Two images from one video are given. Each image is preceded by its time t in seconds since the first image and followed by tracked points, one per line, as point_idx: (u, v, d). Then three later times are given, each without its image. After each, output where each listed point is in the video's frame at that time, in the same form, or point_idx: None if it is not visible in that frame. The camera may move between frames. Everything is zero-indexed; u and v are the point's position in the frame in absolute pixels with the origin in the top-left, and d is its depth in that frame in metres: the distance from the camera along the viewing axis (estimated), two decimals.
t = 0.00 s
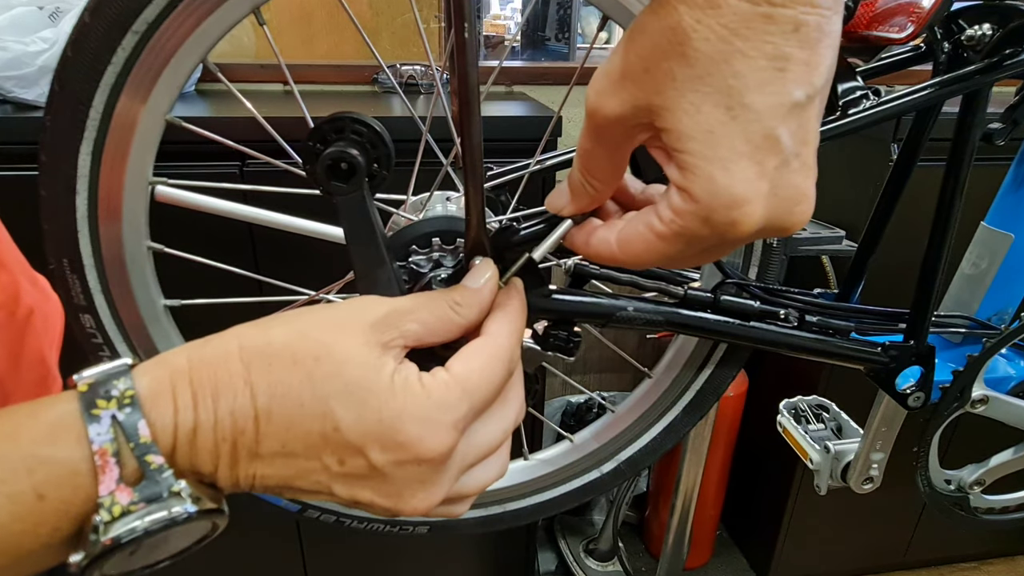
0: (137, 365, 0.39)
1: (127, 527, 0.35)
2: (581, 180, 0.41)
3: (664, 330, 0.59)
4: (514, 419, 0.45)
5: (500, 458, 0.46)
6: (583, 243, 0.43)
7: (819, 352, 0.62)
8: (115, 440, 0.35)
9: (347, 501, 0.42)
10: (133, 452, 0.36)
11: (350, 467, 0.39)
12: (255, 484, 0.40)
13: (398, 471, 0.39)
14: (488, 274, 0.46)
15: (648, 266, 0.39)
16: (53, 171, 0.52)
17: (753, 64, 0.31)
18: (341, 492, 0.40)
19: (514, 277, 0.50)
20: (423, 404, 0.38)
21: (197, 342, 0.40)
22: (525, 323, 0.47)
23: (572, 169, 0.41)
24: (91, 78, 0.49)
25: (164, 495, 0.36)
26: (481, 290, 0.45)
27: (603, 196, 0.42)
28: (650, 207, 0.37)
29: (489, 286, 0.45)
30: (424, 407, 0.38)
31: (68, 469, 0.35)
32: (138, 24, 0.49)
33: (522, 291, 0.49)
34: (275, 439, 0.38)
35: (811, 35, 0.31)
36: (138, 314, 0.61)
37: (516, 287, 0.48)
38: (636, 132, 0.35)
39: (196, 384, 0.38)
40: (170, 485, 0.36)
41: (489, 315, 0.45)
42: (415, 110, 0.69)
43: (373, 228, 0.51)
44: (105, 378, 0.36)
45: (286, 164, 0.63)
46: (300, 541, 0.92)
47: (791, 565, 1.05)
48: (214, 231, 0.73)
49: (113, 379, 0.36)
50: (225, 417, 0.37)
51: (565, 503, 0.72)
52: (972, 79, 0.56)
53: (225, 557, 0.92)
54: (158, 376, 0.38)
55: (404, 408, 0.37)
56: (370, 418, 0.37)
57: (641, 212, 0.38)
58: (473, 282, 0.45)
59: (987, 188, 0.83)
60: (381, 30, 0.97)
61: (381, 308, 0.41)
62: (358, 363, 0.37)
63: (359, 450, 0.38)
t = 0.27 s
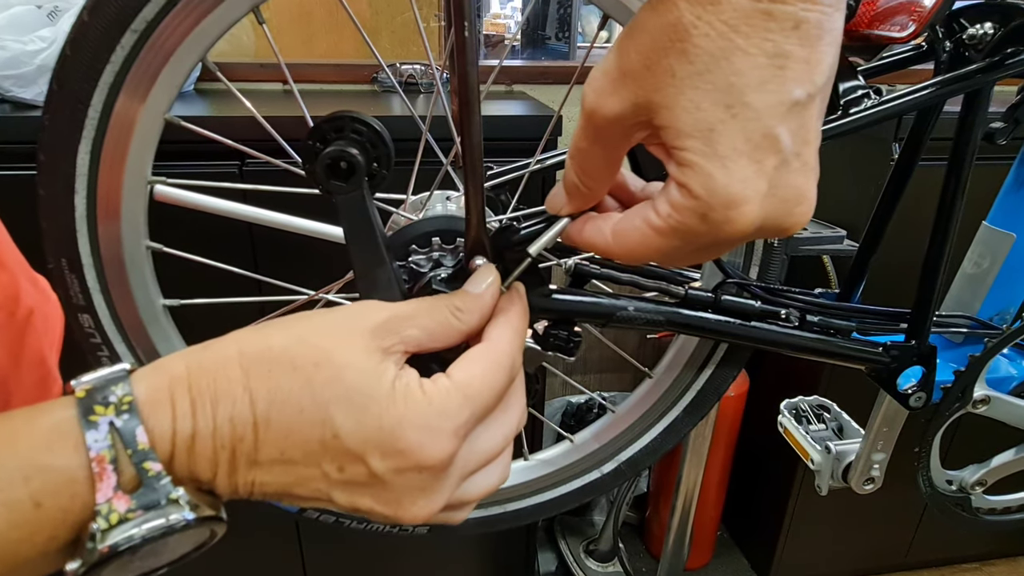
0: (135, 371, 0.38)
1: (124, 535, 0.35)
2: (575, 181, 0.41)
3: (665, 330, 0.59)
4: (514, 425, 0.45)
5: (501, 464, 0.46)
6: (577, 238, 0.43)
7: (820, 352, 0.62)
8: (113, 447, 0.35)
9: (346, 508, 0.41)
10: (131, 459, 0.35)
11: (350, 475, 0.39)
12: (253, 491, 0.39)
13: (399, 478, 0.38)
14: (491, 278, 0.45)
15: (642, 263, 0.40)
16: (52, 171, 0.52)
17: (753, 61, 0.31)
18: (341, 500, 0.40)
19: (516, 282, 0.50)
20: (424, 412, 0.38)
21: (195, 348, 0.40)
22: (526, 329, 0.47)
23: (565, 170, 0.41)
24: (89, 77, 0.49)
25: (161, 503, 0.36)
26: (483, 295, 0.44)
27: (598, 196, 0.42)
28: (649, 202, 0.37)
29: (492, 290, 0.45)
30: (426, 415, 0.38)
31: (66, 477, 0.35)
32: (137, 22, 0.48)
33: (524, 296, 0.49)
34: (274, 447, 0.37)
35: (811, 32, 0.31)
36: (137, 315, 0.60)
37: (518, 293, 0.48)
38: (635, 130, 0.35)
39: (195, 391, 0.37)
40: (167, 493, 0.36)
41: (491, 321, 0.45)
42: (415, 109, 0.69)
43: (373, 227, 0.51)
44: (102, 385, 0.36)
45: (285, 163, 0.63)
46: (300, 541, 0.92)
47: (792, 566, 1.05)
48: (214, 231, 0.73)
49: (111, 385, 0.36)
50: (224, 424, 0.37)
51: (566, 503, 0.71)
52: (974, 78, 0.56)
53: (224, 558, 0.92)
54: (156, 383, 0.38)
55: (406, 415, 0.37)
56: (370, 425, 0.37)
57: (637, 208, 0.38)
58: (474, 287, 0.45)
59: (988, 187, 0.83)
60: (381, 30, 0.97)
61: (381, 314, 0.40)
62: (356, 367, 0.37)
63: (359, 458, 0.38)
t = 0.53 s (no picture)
0: (136, 368, 0.38)
1: (126, 531, 0.35)
2: (573, 181, 0.41)
3: (665, 329, 0.59)
4: (514, 422, 0.44)
5: (502, 460, 0.46)
6: (577, 236, 0.44)
7: (822, 352, 0.62)
8: (114, 443, 0.35)
9: (347, 505, 0.41)
10: (132, 454, 0.35)
11: (351, 471, 0.38)
12: (255, 487, 0.39)
13: (400, 474, 0.38)
14: (490, 276, 0.45)
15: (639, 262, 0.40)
16: (51, 169, 0.52)
17: (754, 60, 0.30)
18: (341, 495, 0.40)
19: (514, 278, 0.50)
20: (424, 409, 0.37)
21: (194, 345, 0.40)
22: (526, 326, 0.47)
23: (563, 170, 0.41)
24: (88, 76, 0.49)
25: (163, 498, 0.36)
26: (483, 292, 0.44)
27: (597, 196, 0.42)
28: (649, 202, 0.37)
29: (491, 288, 0.45)
30: (426, 412, 0.37)
31: (67, 473, 0.35)
32: (137, 20, 0.48)
33: (524, 293, 0.49)
34: (275, 442, 0.37)
35: (813, 31, 0.31)
36: (136, 314, 0.60)
37: (516, 290, 0.48)
38: (635, 129, 0.35)
39: (196, 387, 0.37)
40: (169, 488, 0.36)
41: (491, 318, 0.45)
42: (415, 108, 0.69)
43: (372, 227, 0.50)
44: (104, 381, 0.36)
45: (285, 163, 0.63)
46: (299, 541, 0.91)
47: (793, 567, 1.05)
48: (213, 230, 0.73)
49: (112, 382, 0.36)
50: (225, 420, 0.37)
51: (567, 503, 0.71)
52: (975, 77, 0.56)
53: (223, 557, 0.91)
54: (157, 379, 0.38)
55: (405, 413, 0.37)
56: (371, 422, 0.37)
57: (638, 206, 0.38)
58: (473, 285, 0.44)
59: (990, 187, 0.82)
60: (380, 29, 0.97)
61: (380, 311, 0.40)
62: (356, 364, 0.37)
63: (360, 454, 0.37)
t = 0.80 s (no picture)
0: (134, 365, 0.38)
1: (125, 526, 0.34)
2: (569, 183, 0.41)
3: (666, 330, 0.59)
4: (515, 418, 0.44)
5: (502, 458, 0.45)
6: (574, 237, 0.43)
7: (823, 351, 0.62)
8: (113, 438, 0.35)
9: (346, 502, 0.41)
10: (131, 450, 0.35)
11: (350, 468, 0.38)
12: (253, 484, 0.39)
13: (399, 472, 0.38)
14: (491, 274, 0.45)
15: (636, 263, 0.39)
16: (50, 168, 0.51)
17: (748, 63, 0.30)
18: (340, 492, 0.40)
19: (515, 279, 0.50)
20: (424, 405, 0.37)
21: (195, 341, 0.40)
22: (527, 325, 0.46)
23: (558, 170, 0.41)
24: (86, 75, 0.49)
25: (162, 494, 0.36)
26: (484, 290, 0.44)
27: (594, 197, 0.42)
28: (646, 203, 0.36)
29: (492, 286, 0.45)
30: (426, 408, 0.37)
31: (67, 469, 0.35)
32: (134, 20, 0.48)
33: (524, 293, 0.49)
34: (273, 439, 0.37)
35: (807, 34, 0.31)
36: (134, 314, 0.60)
37: (517, 289, 0.47)
38: (630, 133, 0.35)
39: (195, 383, 0.37)
40: (168, 484, 0.36)
41: (490, 317, 0.44)
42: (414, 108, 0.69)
43: (371, 226, 0.50)
44: (103, 376, 0.36)
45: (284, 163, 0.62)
46: (299, 541, 0.91)
47: (794, 567, 1.05)
48: (212, 230, 0.72)
49: (110, 377, 0.36)
50: (224, 416, 0.37)
51: (566, 504, 0.71)
52: (976, 76, 0.56)
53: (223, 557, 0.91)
54: (156, 375, 0.38)
55: (404, 408, 0.37)
56: (370, 417, 0.36)
57: (637, 207, 0.38)
58: (473, 282, 0.44)
59: (991, 186, 0.82)
60: (380, 27, 0.96)
61: (380, 306, 0.40)
62: (355, 361, 0.37)
63: (359, 451, 0.37)
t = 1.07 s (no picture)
0: (136, 352, 0.38)
1: (125, 508, 0.34)
2: (560, 183, 0.40)
3: (667, 330, 0.59)
4: (516, 412, 0.44)
5: (500, 456, 0.45)
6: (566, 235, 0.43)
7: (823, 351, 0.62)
8: (112, 419, 0.35)
9: (345, 490, 0.40)
10: (130, 431, 0.35)
11: (350, 450, 0.38)
12: (252, 471, 0.39)
13: (399, 451, 0.37)
14: (495, 274, 0.45)
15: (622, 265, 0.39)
16: (48, 168, 0.51)
17: (727, 64, 0.30)
18: (340, 478, 0.39)
19: (519, 280, 0.49)
20: (426, 384, 0.37)
21: (196, 329, 0.40)
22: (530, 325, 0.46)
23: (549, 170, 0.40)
24: (85, 73, 0.49)
25: (162, 476, 0.35)
26: (488, 285, 0.44)
27: (584, 196, 0.41)
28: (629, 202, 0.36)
29: (497, 283, 0.45)
30: (427, 386, 0.37)
31: (66, 449, 0.35)
32: (133, 19, 0.48)
33: (526, 295, 0.48)
34: (273, 422, 0.37)
35: (787, 35, 0.30)
36: (133, 313, 0.60)
37: (521, 289, 0.47)
38: (614, 135, 0.36)
39: (195, 367, 0.37)
40: (168, 465, 0.36)
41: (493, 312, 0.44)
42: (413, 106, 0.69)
43: (371, 225, 0.50)
44: (102, 363, 0.36)
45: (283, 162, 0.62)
46: (299, 541, 0.91)
47: (795, 568, 1.05)
48: (210, 228, 0.72)
49: (110, 363, 0.36)
50: (224, 399, 0.36)
51: (566, 504, 0.71)
52: (977, 75, 0.55)
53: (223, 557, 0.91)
54: (157, 361, 0.38)
55: (406, 385, 0.37)
56: (370, 397, 0.36)
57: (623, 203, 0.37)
58: (480, 279, 0.44)
59: (992, 186, 0.82)
60: (379, 27, 0.96)
61: (381, 295, 0.40)
62: (356, 343, 0.37)
63: (359, 430, 0.37)
